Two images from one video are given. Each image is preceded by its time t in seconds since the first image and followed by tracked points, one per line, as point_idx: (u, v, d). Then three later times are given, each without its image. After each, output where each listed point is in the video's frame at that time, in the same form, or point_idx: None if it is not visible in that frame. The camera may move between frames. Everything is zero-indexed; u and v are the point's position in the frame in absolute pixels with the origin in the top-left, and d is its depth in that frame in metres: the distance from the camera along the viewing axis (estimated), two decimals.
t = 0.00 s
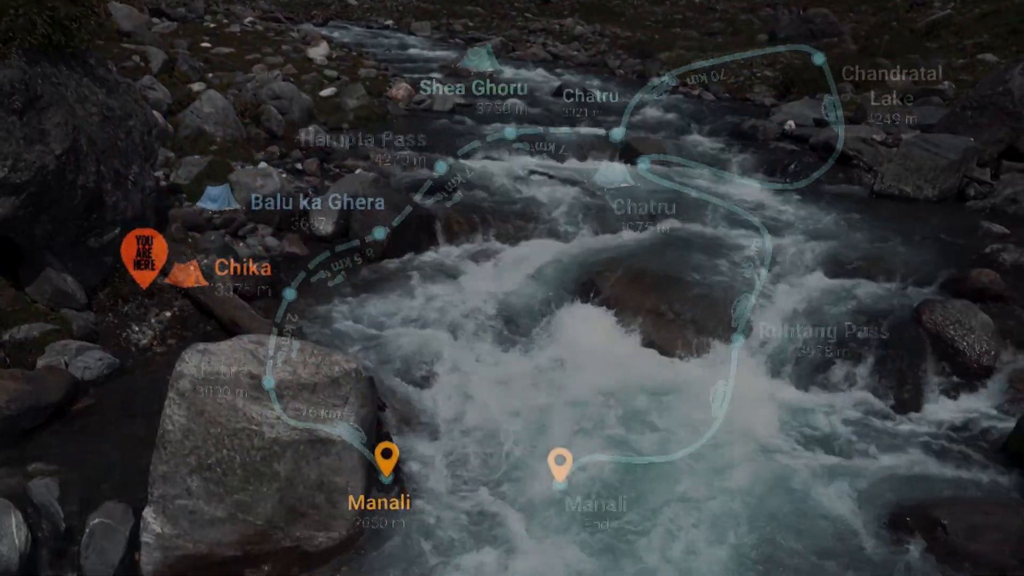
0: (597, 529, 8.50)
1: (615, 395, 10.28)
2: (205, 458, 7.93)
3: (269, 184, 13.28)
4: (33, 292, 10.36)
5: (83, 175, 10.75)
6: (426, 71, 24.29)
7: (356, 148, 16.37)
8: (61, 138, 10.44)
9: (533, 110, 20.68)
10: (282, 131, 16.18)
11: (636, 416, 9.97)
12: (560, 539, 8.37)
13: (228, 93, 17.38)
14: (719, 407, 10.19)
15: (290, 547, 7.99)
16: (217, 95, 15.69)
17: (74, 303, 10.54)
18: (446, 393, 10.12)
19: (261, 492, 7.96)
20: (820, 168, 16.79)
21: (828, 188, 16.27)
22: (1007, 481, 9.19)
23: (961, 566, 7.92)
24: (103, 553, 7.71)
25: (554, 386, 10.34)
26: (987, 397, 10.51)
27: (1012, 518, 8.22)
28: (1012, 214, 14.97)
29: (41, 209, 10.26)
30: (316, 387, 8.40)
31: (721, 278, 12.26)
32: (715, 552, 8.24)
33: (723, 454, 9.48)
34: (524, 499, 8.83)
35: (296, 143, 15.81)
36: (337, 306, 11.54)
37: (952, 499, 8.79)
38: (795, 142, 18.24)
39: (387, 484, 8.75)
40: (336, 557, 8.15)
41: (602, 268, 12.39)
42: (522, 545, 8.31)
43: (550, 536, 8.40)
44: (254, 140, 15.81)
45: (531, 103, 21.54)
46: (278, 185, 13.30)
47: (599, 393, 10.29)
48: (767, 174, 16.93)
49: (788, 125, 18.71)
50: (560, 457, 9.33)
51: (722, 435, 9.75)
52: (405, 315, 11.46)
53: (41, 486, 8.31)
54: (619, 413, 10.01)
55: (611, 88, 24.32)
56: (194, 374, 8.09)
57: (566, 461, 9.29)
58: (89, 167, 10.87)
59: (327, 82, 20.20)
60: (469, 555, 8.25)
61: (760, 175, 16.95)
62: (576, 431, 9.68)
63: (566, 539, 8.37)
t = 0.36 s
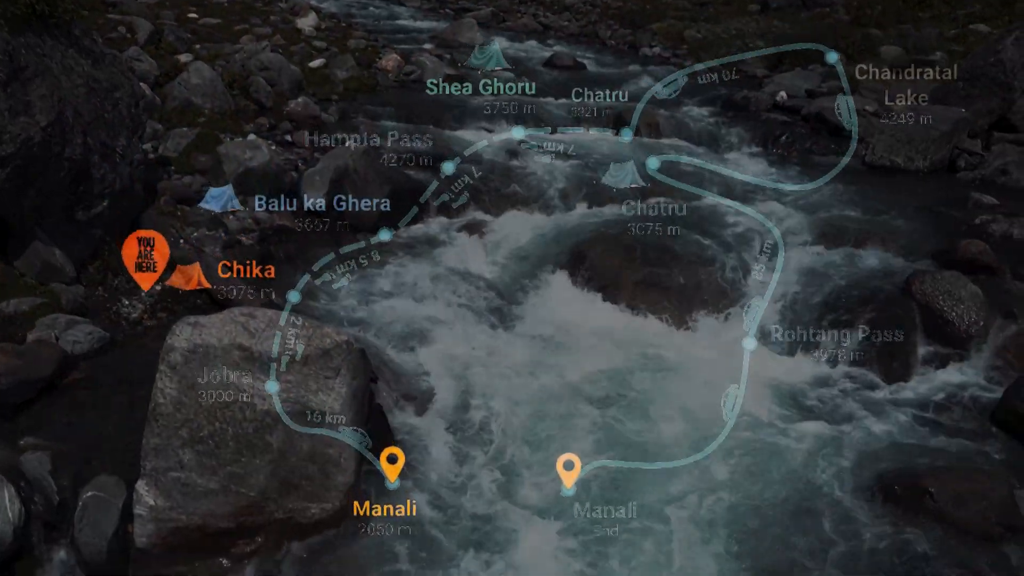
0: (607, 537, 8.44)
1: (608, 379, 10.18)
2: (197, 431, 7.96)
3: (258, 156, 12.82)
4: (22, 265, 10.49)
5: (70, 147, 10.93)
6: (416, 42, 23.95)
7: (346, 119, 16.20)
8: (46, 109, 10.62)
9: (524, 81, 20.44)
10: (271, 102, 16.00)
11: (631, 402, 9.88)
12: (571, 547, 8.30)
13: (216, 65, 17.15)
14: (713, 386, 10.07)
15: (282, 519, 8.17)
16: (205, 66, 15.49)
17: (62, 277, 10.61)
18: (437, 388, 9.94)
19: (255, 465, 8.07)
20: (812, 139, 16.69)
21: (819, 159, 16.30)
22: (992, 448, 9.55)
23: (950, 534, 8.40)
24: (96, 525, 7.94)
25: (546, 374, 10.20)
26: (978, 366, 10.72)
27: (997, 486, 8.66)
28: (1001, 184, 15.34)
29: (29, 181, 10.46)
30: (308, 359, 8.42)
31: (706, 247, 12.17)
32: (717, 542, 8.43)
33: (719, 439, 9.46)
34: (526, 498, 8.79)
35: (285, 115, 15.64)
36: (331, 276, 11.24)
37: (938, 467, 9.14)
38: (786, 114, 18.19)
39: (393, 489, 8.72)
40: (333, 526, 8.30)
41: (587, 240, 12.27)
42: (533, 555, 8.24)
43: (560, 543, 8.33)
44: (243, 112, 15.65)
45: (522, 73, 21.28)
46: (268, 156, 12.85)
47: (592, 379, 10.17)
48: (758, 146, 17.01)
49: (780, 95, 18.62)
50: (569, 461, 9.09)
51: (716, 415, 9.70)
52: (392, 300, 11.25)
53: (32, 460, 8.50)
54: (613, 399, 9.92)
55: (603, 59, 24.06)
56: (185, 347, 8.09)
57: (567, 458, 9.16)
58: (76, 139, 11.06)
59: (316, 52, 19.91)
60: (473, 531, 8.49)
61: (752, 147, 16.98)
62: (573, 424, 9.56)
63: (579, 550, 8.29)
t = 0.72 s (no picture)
0: (617, 543, 8.33)
1: (603, 362, 10.07)
2: (189, 401, 8.14)
3: (246, 125, 12.80)
4: (11, 236, 10.51)
5: (55, 116, 10.89)
6: (403, 10, 23.51)
7: (335, 87, 15.94)
8: (30, 78, 10.61)
9: (515, 48, 20.11)
10: (259, 71, 15.75)
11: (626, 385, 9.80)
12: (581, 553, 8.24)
13: (203, 33, 16.83)
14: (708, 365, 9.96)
15: (277, 487, 8.29)
16: (191, 35, 15.21)
17: (51, 248, 10.59)
18: (427, 377, 9.73)
19: (247, 432, 8.24)
20: (805, 107, 16.46)
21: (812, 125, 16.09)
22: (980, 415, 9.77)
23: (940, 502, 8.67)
24: (89, 495, 7.97)
25: (540, 359, 10.02)
26: (967, 331, 10.95)
27: (987, 453, 8.89)
28: (993, 152, 15.24)
29: (14, 150, 10.51)
30: (300, 326, 8.55)
31: (696, 212, 11.50)
32: (716, 519, 8.55)
33: (716, 418, 9.41)
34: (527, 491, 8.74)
35: (273, 83, 15.39)
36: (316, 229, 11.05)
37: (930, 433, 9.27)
38: (777, 81, 16.47)
39: (398, 494, 8.57)
40: (322, 496, 8.40)
41: (571, 214, 12.16)
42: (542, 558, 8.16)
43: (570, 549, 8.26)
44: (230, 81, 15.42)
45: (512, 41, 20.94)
46: (257, 125, 12.83)
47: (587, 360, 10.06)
48: (750, 112, 16.32)
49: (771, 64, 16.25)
50: (577, 467, 8.87)
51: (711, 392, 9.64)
52: (378, 282, 10.95)
53: (24, 431, 8.58)
54: (607, 381, 9.86)
55: (594, 27, 23.71)
56: (175, 318, 8.28)
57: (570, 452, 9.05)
58: (61, 108, 10.98)
59: (302, 19, 19.53)
60: (469, 504, 8.60)
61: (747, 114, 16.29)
62: (571, 413, 9.42)
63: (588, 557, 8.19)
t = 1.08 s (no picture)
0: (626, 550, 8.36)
1: (598, 353, 10.08)
2: (184, 370, 8.20)
3: (237, 95, 12.65)
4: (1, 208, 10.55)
5: (42, 87, 10.89)
6: None
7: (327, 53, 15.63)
8: (16, 48, 10.54)
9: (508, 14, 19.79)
10: (249, 41, 15.56)
11: (624, 378, 9.85)
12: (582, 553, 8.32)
13: None
14: (703, 356, 10.09)
15: (272, 456, 8.45)
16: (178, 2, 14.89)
17: (41, 220, 10.60)
18: (423, 372, 9.72)
19: (242, 402, 8.34)
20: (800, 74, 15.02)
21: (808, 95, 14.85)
22: (970, 376, 9.98)
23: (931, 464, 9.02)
24: (86, 466, 8.16)
25: (535, 351, 10.04)
26: (961, 297, 11.18)
27: (977, 418, 9.18)
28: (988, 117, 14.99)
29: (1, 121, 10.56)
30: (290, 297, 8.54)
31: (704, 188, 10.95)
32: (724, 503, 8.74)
33: (712, 403, 9.58)
34: (530, 493, 8.74)
35: (263, 52, 15.22)
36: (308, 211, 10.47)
37: (926, 398, 9.48)
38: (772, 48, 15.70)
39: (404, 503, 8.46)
40: (320, 464, 8.59)
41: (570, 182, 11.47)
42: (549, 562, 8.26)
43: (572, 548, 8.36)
44: (220, 51, 15.22)
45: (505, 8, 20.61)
46: (248, 94, 12.67)
47: (585, 342, 10.15)
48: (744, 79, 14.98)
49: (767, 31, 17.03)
50: (586, 473, 8.79)
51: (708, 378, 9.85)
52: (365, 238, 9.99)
53: (19, 403, 8.68)
54: (607, 366, 9.97)
55: None
56: (170, 289, 8.30)
57: (571, 450, 9.04)
58: (48, 79, 10.97)
59: None
60: (471, 495, 8.72)
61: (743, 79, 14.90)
62: (570, 408, 9.47)
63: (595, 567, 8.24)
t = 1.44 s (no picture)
0: (635, 555, 8.38)
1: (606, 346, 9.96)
2: (179, 339, 8.42)
3: (229, 62, 12.46)
4: None
5: (30, 55, 10.89)
6: None
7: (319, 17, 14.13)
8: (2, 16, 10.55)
9: None
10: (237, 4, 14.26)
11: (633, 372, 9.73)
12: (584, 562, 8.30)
13: None
14: (714, 350, 9.92)
15: (270, 423, 8.53)
16: None
17: (32, 189, 10.55)
18: (426, 365, 9.64)
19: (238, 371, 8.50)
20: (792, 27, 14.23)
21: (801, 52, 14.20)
22: (962, 336, 10.04)
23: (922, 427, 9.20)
24: (83, 435, 8.47)
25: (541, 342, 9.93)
26: (951, 263, 11.30)
27: (968, 380, 9.30)
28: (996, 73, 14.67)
29: None
30: (290, 266, 8.67)
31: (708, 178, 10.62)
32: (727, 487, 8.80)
33: (718, 394, 9.52)
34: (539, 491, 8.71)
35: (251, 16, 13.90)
36: (311, 188, 10.30)
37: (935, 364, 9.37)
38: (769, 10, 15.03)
39: (410, 506, 8.49)
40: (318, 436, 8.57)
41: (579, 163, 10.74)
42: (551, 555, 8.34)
43: (569, 548, 8.37)
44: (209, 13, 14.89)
45: None
46: (240, 62, 12.46)
47: (593, 331, 10.12)
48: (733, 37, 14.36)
49: None
50: (595, 478, 8.67)
51: (715, 366, 9.78)
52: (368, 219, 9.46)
53: (15, 372, 8.93)
54: (615, 357, 9.85)
55: None
56: (172, 293, 8.46)
57: (582, 449, 8.94)
58: (36, 47, 10.96)
59: None
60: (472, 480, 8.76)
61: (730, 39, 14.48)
62: (578, 405, 9.35)
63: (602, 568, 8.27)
